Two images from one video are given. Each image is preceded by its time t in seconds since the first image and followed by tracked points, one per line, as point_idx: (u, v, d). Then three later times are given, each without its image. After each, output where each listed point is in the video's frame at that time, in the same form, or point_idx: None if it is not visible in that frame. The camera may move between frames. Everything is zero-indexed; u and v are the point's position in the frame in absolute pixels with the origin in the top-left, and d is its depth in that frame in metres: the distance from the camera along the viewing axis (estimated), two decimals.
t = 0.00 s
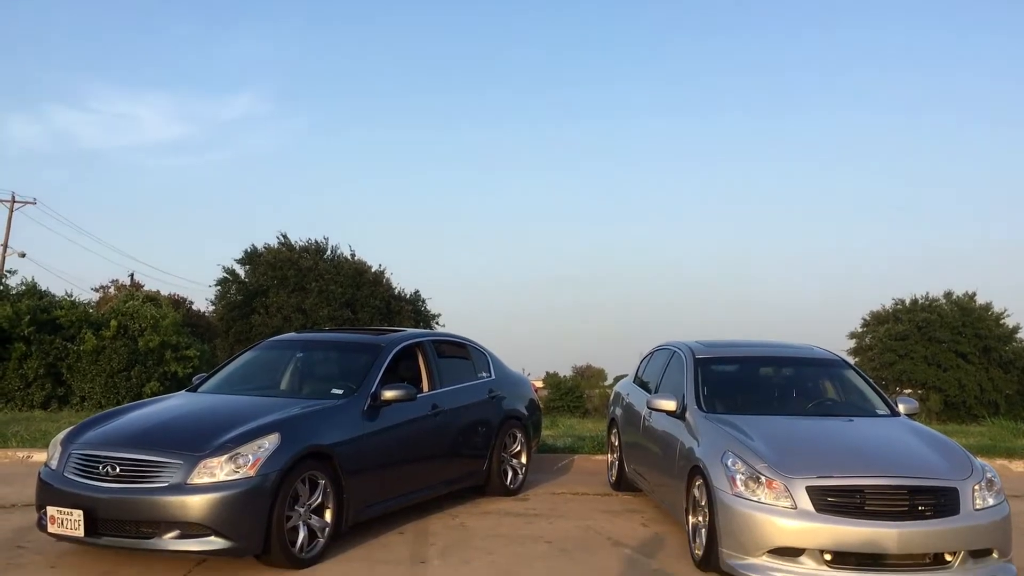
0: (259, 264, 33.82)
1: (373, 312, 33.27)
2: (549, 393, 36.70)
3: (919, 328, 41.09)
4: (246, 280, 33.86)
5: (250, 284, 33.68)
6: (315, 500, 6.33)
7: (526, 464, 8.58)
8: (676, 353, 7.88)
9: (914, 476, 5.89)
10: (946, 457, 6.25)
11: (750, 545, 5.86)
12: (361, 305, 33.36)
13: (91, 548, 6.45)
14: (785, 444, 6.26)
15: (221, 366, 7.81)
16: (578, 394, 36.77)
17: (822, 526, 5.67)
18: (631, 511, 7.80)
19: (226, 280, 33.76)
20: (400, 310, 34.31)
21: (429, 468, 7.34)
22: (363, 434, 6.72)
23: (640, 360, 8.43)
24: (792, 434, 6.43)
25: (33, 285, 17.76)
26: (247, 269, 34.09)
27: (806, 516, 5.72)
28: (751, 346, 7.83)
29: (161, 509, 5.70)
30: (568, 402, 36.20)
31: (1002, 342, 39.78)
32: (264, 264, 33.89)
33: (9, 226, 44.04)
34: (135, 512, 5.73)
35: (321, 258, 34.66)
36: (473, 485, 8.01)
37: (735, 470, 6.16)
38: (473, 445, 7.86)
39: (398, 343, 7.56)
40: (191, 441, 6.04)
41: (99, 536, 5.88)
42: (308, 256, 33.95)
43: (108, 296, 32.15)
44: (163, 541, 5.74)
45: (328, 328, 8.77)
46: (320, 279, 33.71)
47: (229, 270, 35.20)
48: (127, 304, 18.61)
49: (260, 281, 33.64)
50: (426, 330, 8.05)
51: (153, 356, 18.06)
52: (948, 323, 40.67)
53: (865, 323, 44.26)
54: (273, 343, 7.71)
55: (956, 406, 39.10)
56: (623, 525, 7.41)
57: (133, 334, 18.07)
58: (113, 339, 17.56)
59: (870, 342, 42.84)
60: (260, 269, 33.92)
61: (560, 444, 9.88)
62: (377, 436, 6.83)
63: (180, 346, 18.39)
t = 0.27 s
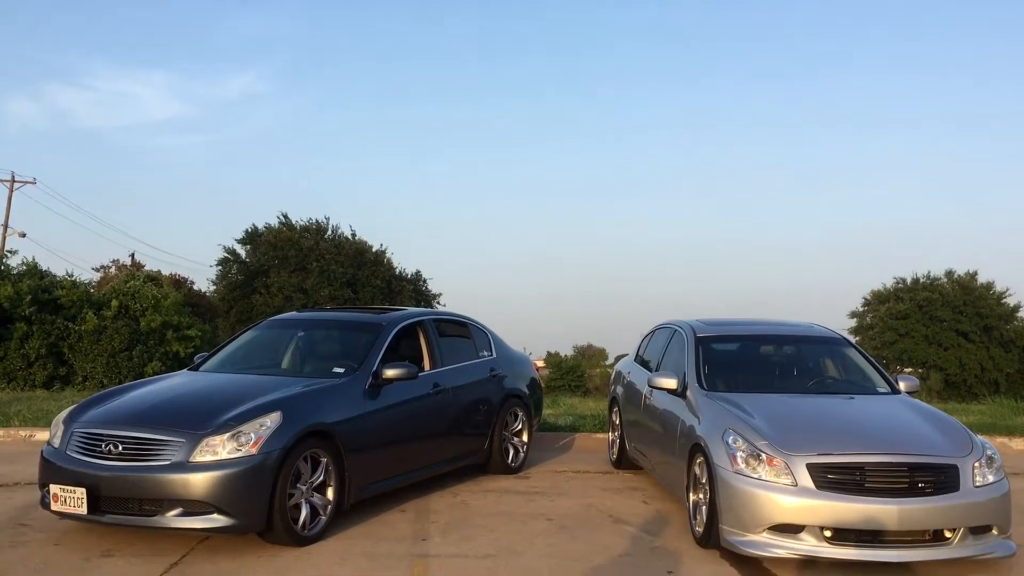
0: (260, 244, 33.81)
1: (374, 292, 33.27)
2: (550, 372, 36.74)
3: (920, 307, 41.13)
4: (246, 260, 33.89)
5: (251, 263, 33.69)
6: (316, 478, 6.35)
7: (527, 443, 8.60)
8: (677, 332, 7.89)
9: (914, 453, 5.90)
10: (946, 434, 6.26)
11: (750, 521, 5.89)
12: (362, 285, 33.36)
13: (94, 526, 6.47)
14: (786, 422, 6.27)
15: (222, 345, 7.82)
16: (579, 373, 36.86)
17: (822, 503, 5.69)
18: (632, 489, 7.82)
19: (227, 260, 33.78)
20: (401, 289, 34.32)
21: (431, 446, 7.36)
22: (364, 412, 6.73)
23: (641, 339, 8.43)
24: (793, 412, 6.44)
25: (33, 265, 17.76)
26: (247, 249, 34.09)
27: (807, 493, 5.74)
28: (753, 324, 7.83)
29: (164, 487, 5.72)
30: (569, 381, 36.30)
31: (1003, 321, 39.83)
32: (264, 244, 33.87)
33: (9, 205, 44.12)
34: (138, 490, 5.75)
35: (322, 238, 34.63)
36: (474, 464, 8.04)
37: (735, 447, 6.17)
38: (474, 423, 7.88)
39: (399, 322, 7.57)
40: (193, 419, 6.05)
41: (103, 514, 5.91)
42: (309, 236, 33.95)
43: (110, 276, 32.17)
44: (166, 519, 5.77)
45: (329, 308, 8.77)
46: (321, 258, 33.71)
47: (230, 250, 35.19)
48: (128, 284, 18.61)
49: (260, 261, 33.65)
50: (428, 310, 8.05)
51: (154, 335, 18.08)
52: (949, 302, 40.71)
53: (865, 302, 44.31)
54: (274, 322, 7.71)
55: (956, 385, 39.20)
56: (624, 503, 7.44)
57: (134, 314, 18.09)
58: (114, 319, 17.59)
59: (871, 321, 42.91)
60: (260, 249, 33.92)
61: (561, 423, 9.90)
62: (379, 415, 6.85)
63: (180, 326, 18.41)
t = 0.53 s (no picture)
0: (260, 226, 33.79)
1: (374, 273, 33.27)
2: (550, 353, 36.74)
3: (920, 288, 41.15)
4: (247, 241, 33.91)
5: (252, 245, 33.70)
6: (318, 458, 6.37)
7: (527, 423, 8.63)
8: (677, 311, 7.89)
9: (914, 431, 5.91)
10: (945, 412, 6.28)
11: (750, 499, 5.91)
12: (362, 266, 33.36)
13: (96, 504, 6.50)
14: (786, 401, 6.28)
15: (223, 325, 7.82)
16: (579, 353, 36.90)
17: (822, 481, 5.71)
18: (632, 468, 7.84)
19: (227, 242, 33.78)
20: (402, 270, 34.32)
21: (432, 426, 7.38)
22: (366, 392, 6.75)
23: (642, 319, 8.44)
24: (793, 391, 6.45)
25: (33, 246, 17.75)
26: (248, 231, 34.08)
27: (807, 471, 5.76)
28: (753, 304, 7.83)
29: (166, 466, 5.74)
30: (570, 361, 36.33)
31: (1003, 302, 39.87)
32: (264, 226, 33.85)
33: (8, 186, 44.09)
34: (140, 469, 5.77)
35: (322, 219, 34.61)
36: (474, 443, 8.07)
37: (735, 426, 6.19)
38: (475, 403, 7.90)
39: (399, 302, 7.58)
40: (194, 399, 6.06)
41: (105, 493, 5.93)
42: (309, 218, 33.94)
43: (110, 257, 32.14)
44: (168, 498, 5.79)
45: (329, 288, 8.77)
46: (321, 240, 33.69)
47: (230, 232, 35.17)
48: (128, 265, 18.61)
49: (261, 243, 33.65)
50: (428, 290, 8.05)
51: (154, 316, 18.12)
52: (950, 282, 40.72)
53: (866, 283, 44.33)
54: (274, 302, 7.71)
55: (957, 365, 39.26)
56: (625, 482, 7.47)
57: (135, 296, 18.11)
58: (115, 300, 17.62)
59: (871, 302, 42.94)
60: (260, 230, 33.90)
61: (561, 403, 9.92)
62: (380, 395, 6.87)
63: (180, 308, 18.46)
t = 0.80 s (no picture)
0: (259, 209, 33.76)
1: (374, 256, 33.27)
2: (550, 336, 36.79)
3: (919, 271, 41.20)
4: (246, 224, 33.94)
5: (250, 228, 33.72)
6: (318, 439, 6.39)
7: (527, 404, 8.66)
8: (676, 293, 7.90)
9: (913, 412, 5.93)
10: (944, 393, 6.30)
11: (749, 480, 5.94)
12: (361, 249, 33.34)
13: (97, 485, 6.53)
14: (785, 382, 6.30)
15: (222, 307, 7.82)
16: (578, 337, 36.89)
17: (820, 462, 5.73)
18: (632, 449, 7.88)
19: (226, 225, 33.77)
20: (401, 253, 34.33)
21: (432, 407, 7.40)
22: (366, 373, 6.76)
23: (641, 301, 8.44)
24: (792, 372, 6.46)
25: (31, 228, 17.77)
26: (247, 213, 34.08)
27: (805, 452, 5.78)
28: (753, 285, 7.84)
29: (168, 447, 5.76)
30: (569, 345, 36.37)
31: (1002, 284, 39.92)
32: (263, 209, 33.83)
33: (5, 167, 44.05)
34: (141, 451, 5.79)
35: (321, 202, 34.59)
36: (474, 425, 8.09)
37: (734, 407, 6.21)
38: (475, 385, 7.91)
39: (399, 284, 7.58)
40: (195, 380, 6.07)
41: (106, 474, 5.95)
42: (308, 200, 33.91)
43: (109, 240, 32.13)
44: (170, 479, 5.81)
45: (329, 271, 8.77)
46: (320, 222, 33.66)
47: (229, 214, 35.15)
48: (127, 247, 18.62)
49: (259, 226, 33.67)
50: (427, 272, 8.04)
51: (154, 300, 18.24)
52: (948, 265, 40.78)
53: (864, 266, 44.39)
54: (274, 284, 7.71)
55: (955, 347, 39.34)
56: (624, 463, 7.50)
57: (135, 279, 18.17)
58: (115, 284, 17.67)
59: (870, 284, 43.00)
60: (259, 213, 33.90)
61: (560, 385, 9.96)
62: (380, 376, 6.88)
63: (179, 292, 18.58)
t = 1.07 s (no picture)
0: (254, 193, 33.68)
1: (369, 240, 33.21)
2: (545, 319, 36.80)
3: (914, 254, 41.29)
4: (240, 207, 33.89)
5: (245, 211, 33.66)
6: (314, 421, 6.40)
7: (521, 387, 8.67)
8: (671, 276, 7.90)
9: (907, 394, 5.95)
10: (938, 375, 6.32)
11: (743, 462, 5.96)
12: (356, 233, 33.28)
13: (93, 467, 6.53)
14: (780, 365, 6.31)
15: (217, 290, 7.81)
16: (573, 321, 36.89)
17: (814, 444, 5.76)
18: (626, 432, 7.90)
19: (221, 209, 33.70)
20: (396, 236, 34.29)
21: (427, 390, 7.41)
22: (361, 356, 6.77)
23: (636, 284, 8.45)
24: (787, 355, 6.48)
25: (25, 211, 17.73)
26: (241, 196, 34.02)
27: (799, 434, 5.80)
28: (748, 269, 7.84)
29: (163, 429, 5.76)
30: (564, 330, 36.41)
31: (996, 268, 40.02)
32: (258, 192, 33.75)
33: None
34: (136, 432, 5.79)
35: (316, 186, 34.52)
36: (469, 408, 8.11)
37: (729, 389, 6.22)
38: (470, 368, 7.92)
39: (394, 268, 7.58)
40: (190, 363, 6.06)
41: (102, 456, 5.96)
42: (303, 184, 33.81)
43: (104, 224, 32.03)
44: (166, 461, 5.82)
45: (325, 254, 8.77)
46: (315, 206, 33.55)
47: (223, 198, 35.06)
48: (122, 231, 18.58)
49: (254, 209, 33.63)
50: (423, 256, 8.03)
51: (149, 284, 18.22)
52: (943, 249, 40.87)
53: (859, 250, 44.47)
54: (268, 267, 7.69)
55: (949, 331, 39.46)
56: (619, 446, 7.52)
57: (129, 262, 18.15)
58: (110, 267, 17.62)
59: (865, 268, 43.09)
60: (254, 196, 33.83)
61: (556, 368, 9.99)
62: (375, 359, 6.88)
63: (174, 275, 18.59)
